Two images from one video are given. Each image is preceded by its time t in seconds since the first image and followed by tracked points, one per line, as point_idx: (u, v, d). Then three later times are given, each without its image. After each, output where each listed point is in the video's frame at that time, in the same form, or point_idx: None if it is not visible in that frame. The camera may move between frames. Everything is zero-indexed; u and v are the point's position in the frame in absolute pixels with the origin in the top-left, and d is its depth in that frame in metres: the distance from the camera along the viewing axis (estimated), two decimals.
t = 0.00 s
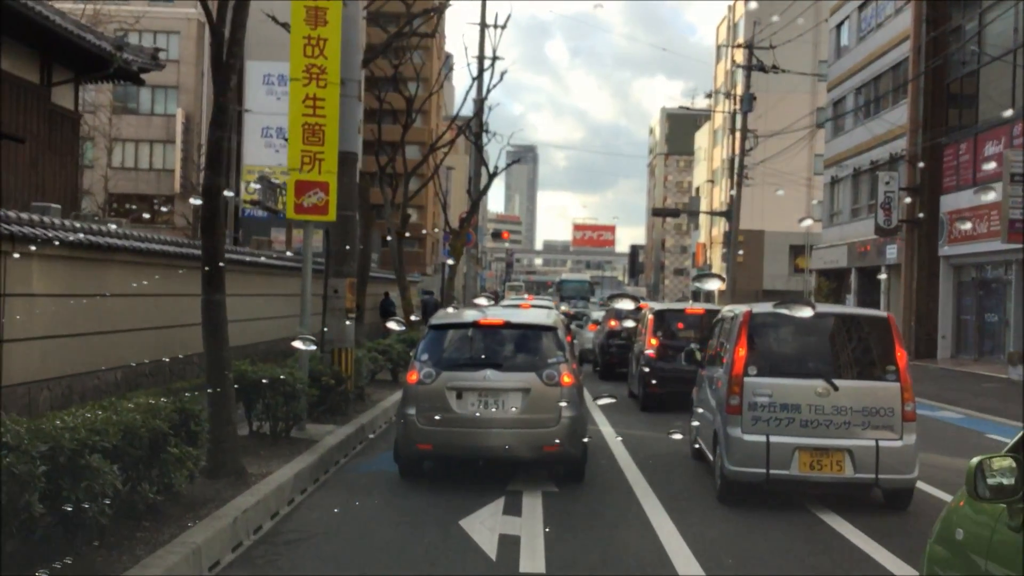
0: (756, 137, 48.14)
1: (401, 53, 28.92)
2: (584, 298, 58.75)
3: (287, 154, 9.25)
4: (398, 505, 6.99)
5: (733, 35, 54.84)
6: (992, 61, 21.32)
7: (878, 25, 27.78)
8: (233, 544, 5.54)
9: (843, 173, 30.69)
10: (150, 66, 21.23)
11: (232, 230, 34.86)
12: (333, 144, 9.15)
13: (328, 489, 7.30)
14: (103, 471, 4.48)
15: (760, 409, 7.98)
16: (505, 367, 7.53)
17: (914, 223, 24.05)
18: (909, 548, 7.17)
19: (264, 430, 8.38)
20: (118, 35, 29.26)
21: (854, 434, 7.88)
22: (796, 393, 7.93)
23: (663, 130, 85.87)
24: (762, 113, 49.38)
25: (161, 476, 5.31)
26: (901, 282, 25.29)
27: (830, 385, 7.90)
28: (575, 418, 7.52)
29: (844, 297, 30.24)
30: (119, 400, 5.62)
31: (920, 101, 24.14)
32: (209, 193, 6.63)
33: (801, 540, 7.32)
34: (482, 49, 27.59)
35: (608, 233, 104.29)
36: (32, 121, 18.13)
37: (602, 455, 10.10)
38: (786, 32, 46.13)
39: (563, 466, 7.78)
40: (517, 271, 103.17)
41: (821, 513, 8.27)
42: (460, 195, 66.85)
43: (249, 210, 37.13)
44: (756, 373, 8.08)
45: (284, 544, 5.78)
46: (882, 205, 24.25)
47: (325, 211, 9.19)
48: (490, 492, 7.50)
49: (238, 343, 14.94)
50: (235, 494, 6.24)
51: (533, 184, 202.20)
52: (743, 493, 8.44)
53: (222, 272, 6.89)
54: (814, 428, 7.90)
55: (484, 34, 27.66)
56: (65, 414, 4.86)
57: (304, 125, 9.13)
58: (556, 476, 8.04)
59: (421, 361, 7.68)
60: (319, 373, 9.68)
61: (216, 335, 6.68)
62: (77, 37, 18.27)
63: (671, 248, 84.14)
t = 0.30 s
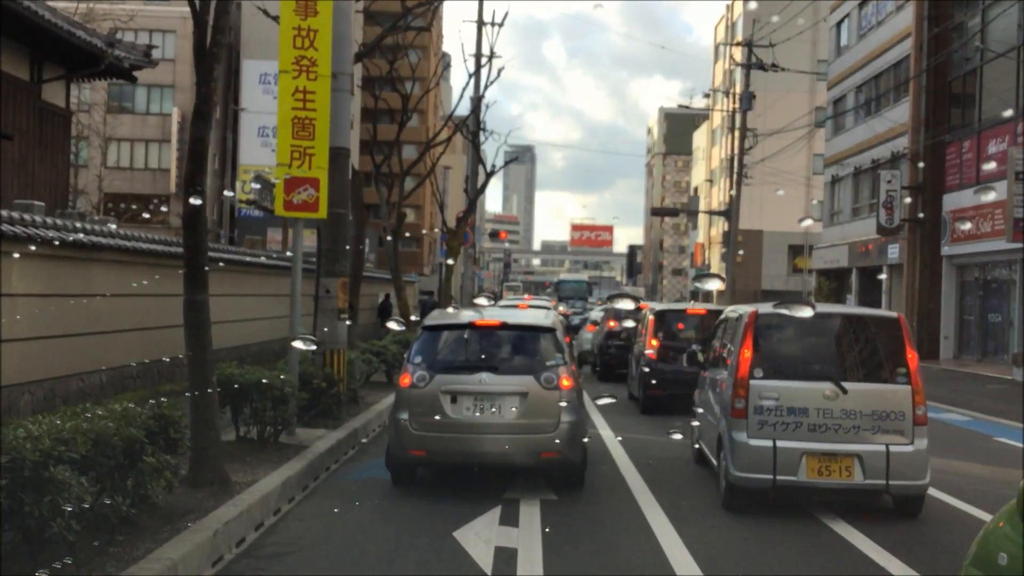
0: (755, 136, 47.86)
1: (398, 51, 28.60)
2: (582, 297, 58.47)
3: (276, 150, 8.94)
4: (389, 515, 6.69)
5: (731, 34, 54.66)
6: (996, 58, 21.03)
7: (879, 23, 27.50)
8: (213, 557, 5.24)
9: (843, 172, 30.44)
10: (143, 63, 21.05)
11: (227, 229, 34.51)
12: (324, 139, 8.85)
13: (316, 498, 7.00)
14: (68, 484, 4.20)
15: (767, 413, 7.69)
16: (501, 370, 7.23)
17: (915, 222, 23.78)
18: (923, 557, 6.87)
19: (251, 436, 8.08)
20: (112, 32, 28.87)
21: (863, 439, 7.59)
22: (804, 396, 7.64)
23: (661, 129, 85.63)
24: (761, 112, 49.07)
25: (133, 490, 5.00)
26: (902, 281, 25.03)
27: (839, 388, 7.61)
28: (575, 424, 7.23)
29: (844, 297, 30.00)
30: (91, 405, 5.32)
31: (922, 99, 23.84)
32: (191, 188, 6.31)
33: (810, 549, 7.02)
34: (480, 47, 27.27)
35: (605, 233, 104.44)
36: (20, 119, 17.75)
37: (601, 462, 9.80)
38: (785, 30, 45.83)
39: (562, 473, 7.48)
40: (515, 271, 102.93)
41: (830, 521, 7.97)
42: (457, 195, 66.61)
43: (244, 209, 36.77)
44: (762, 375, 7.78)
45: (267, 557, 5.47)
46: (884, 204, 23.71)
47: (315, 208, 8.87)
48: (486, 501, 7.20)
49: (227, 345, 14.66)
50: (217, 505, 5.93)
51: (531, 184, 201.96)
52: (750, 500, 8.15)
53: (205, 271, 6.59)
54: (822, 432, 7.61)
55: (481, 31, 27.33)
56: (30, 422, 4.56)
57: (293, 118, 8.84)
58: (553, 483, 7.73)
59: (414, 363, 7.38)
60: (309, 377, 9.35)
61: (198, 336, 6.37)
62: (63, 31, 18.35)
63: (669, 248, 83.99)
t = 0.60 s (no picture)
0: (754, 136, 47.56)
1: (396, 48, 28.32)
2: (580, 297, 58.25)
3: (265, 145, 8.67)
4: (381, 523, 6.42)
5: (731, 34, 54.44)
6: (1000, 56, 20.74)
7: (881, 21, 27.29)
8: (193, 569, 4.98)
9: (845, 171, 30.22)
10: (135, 59, 20.39)
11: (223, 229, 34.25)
12: (315, 134, 8.59)
13: (306, 506, 6.74)
14: (34, 497, 3.95)
15: (773, 417, 7.44)
16: (498, 373, 6.97)
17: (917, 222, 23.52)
18: (935, 566, 6.62)
19: (240, 440, 7.82)
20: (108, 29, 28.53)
21: (873, 444, 7.32)
22: (811, 400, 7.38)
23: (660, 129, 85.52)
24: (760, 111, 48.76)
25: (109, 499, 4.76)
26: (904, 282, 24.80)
27: (847, 391, 7.35)
28: (575, 429, 6.97)
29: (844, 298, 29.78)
30: (65, 410, 5.07)
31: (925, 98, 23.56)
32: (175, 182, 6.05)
33: (818, 558, 6.76)
34: (478, 44, 26.99)
35: (604, 233, 104.33)
36: (12, 115, 17.45)
37: (602, 466, 9.55)
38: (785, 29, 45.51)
39: (560, 479, 7.21)
40: (513, 271, 102.75)
41: (839, 528, 7.71)
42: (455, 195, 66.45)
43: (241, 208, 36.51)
44: (768, 378, 7.52)
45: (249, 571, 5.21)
46: (886, 204, 23.84)
47: (306, 205, 8.60)
48: (482, 509, 6.93)
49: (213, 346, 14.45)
50: (200, 515, 5.67)
51: (529, 184, 201.75)
52: (755, 506, 7.89)
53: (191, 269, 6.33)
54: (830, 437, 7.35)
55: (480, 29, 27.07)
56: None
57: (284, 113, 8.58)
58: (552, 490, 7.47)
59: (408, 366, 7.11)
60: (301, 379, 9.08)
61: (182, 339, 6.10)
62: (55, 27, 17.38)
63: (668, 248, 83.82)
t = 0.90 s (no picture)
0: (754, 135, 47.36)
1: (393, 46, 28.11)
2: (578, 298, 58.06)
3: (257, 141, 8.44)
4: (374, 530, 6.21)
5: (730, 33, 54.24)
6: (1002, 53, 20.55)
7: (881, 19, 27.10)
8: None
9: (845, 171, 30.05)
10: (130, 57, 19.99)
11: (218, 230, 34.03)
12: (308, 129, 8.39)
13: (296, 513, 6.51)
14: None
15: (777, 421, 7.20)
16: (494, 376, 6.75)
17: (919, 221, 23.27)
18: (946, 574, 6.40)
19: (228, 444, 7.60)
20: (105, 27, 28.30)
21: (880, 448, 7.08)
22: (817, 403, 7.14)
23: (659, 130, 85.40)
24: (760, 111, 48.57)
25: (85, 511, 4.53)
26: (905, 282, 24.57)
27: (854, 394, 7.11)
28: (574, 433, 6.74)
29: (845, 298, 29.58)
30: (40, 414, 4.85)
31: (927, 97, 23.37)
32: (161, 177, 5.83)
33: (825, 566, 6.52)
34: (477, 42, 26.77)
35: (602, 233, 104.22)
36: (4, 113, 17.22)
37: (602, 471, 9.34)
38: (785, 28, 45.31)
39: (559, 485, 6.99)
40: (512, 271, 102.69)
41: (845, 534, 7.49)
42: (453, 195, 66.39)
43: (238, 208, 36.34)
44: (773, 380, 7.29)
45: None
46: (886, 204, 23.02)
47: (299, 201, 8.38)
48: (477, 516, 6.70)
49: (193, 346, 14.32)
50: (183, 525, 5.43)
51: (527, 184, 201.88)
52: (759, 513, 7.65)
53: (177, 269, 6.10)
54: (836, 441, 7.11)
55: (479, 27, 26.87)
56: None
57: (275, 107, 8.35)
58: (553, 496, 7.23)
59: (402, 368, 6.89)
60: (293, 381, 8.84)
61: (166, 339, 5.88)
62: (47, 24, 17.14)
63: (666, 249, 83.65)
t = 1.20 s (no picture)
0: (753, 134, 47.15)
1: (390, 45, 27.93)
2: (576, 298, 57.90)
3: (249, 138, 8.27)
4: (365, 539, 6.00)
5: (728, 33, 54.14)
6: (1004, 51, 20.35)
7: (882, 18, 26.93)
8: None
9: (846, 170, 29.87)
10: (125, 56, 19.53)
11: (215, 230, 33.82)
12: (301, 125, 8.21)
13: (286, 520, 6.31)
14: None
15: (782, 423, 6.92)
16: (490, 379, 6.54)
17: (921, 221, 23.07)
18: None
19: (218, 449, 7.40)
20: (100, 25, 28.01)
21: (887, 452, 6.78)
22: (822, 405, 6.85)
23: (658, 129, 85.36)
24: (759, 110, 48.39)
25: (60, 520, 4.35)
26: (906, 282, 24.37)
27: (861, 396, 6.81)
28: (573, 438, 6.54)
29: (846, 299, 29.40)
30: (17, 419, 4.66)
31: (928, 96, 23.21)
32: (145, 176, 5.65)
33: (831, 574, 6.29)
34: (474, 40, 26.58)
35: (600, 233, 104.32)
36: None
37: (602, 475, 9.15)
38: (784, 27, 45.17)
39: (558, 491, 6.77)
40: (509, 272, 102.51)
41: (851, 540, 7.27)
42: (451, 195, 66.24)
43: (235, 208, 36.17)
44: (777, 382, 7.00)
45: None
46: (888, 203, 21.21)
47: (291, 199, 8.19)
48: (471, 523, 6.47)
49: (187, 348, 14.16)
50: (168, 534, 5.24)
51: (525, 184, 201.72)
52: (763, 518, 7.42)
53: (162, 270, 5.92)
54: (842, 445, 6.81)
55: (476, 25, 26.68)
56: None
57: (267, 103, 8.18)
58: (550, 503, 7.00)
59: (396, 371, 6.70)
60: (286, 383, 8.64)
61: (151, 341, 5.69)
62: (39, 21, 16.87)
63: (664, 249, 83.59)
